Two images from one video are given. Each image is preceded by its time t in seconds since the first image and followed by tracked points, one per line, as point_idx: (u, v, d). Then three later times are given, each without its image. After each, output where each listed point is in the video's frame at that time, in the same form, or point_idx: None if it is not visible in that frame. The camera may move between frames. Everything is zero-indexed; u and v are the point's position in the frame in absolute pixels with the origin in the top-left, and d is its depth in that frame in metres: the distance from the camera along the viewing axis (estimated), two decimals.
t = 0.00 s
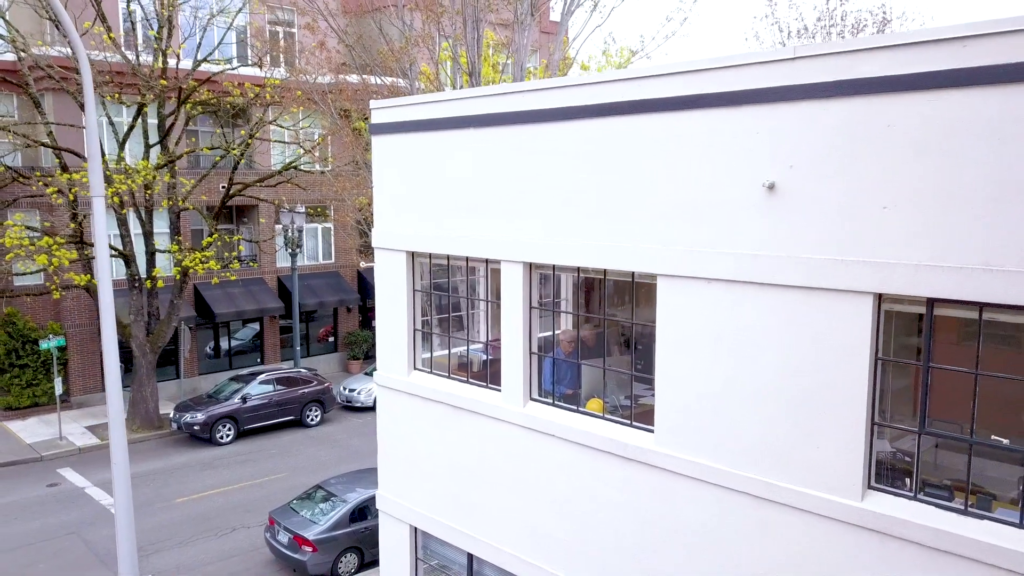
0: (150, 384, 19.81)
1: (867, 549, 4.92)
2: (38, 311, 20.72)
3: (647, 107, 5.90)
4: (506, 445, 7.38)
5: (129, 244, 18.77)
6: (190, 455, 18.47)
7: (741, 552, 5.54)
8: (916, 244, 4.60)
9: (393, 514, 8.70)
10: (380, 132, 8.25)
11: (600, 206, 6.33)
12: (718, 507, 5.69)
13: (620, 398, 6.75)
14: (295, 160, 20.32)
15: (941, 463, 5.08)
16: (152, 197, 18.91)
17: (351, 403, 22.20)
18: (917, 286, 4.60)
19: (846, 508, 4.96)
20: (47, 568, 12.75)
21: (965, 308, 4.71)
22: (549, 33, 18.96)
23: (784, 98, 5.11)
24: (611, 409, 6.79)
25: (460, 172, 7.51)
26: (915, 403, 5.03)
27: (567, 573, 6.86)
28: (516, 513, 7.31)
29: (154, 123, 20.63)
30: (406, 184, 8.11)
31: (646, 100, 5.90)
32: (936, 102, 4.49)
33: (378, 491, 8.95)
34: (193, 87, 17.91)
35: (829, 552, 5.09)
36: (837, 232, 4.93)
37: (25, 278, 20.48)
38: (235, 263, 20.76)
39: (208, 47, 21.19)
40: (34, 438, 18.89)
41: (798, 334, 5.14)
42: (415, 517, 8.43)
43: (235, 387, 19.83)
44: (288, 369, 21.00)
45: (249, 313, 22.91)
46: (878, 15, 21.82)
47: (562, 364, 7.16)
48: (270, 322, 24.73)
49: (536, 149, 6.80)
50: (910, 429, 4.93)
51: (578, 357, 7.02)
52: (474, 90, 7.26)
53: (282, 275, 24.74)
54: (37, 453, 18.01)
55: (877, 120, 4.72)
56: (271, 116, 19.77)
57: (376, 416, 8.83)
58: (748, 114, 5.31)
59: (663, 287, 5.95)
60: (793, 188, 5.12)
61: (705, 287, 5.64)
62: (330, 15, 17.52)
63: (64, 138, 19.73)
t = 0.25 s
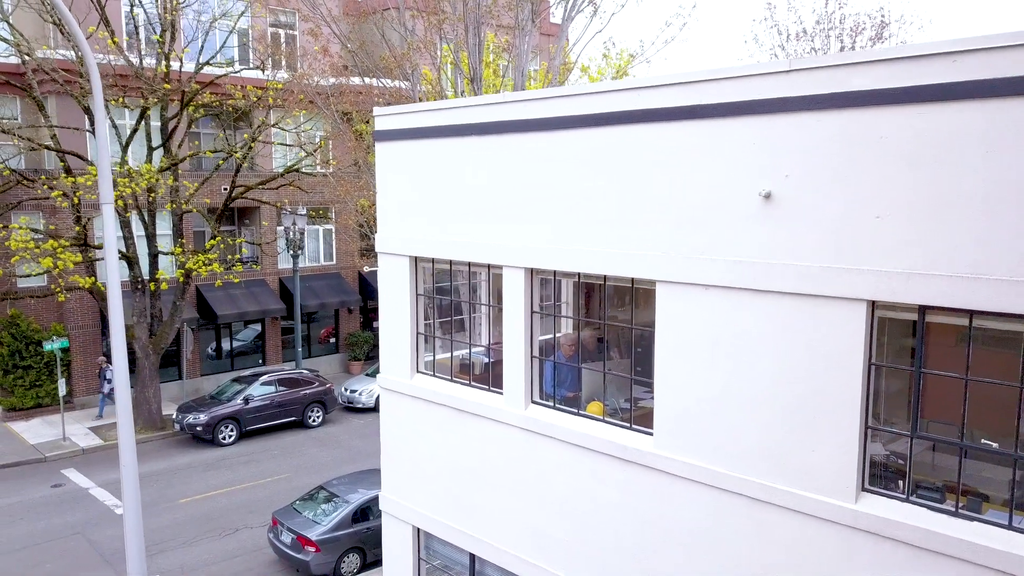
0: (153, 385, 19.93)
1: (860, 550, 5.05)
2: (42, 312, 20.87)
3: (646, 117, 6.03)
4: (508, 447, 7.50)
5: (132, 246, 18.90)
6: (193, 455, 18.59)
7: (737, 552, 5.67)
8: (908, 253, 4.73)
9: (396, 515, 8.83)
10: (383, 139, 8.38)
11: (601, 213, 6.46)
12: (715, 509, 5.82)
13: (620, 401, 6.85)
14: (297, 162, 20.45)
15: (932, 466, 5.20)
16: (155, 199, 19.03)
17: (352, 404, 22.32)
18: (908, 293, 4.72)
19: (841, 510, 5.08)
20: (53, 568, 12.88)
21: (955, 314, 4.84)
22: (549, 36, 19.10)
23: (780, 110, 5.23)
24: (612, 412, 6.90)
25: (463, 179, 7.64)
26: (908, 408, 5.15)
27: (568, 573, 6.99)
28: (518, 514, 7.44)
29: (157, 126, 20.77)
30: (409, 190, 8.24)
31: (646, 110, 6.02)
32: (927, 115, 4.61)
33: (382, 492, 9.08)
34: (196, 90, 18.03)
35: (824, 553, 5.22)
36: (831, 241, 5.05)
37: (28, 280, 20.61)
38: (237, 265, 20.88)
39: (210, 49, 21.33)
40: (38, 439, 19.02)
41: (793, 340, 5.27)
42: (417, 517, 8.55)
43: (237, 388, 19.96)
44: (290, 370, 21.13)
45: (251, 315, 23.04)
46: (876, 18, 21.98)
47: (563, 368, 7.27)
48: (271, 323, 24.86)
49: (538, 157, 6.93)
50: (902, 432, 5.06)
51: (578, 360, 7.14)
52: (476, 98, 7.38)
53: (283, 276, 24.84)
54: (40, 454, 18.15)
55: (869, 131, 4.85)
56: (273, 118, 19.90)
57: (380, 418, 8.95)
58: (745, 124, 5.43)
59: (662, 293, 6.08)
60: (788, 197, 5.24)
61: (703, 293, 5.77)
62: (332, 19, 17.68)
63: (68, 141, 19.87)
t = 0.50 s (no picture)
0: (156, 386, 20.04)
1: (855, 551, 5.17)
2: (46, 314, 21.01)
3: (647, 127, 6.16)
4: (509, 450, 7.63)
5: (135, 248, 19.00)
6: (196, 456, 18.72)
7: (735, 554, 5.79)
8: (901, 261, 4.85)
9: (399, 516, 8.95)
10: (387, 146, 8.50)
11: (602, 220, 6.59)
12: (714, 511, 5.95)
13: (621, 403, 6.97)
14: (299, 165, 20.56)
15: (923, 469, 5.33)
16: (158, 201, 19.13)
17: (353, 405, 22.44)
18: (902, 301, 4.84)
19: (835, 512, 5.21)
20: (59, 568, 13.01)
21: (947, 321, 4.96)
22: (550, 39, 19.24)
23: (777, 121, 5.36)
24: (612, 415, 7.04)
25: (465, 186, 7.76)
26: (900, 412, 5.28)
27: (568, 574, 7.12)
28: (519, 515, 7.57)
29: (160, 128, 20.89)
30: (412, 195, 8.36)
31: (646, 120, 6.16)
32: (919, 128, 4.74)
33: (385, 493, 9.20)
34: (199, 93, 18.13)
35: (819, 554, 5.34)
36: (827, 250, 5.18)
37: (32, 281, 20.73)
38: (239, 267, 20.99)
39: (212, 52, 21.41)
40: (42, 440, 19.15)
41: (790, 345, 5.40)
42: (420, 518, 8.68)
43: (240, 389, 20.09)
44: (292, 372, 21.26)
45: (253, 316, 23.16)
46: (874, 22, 22.15)
47: (564, 371, 7.40)
48: (273, 324, 24.98)
49: (540, 165, 7.06)
50: (895, 436, 5.18)
51: (579, 363, 7.27)
52: (479, 106, 7.51)
53: (285, 278, 24.96)
54: (44, 454, 18.27)
55: (864, 143, 4.97)
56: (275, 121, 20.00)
57: (383, 420, 9.07)
58: (743, 135, 5.56)
59: (661, 299, 6.21)
60: (785, 206, 5.37)
61: (702, 300, 5.91)
62: (335, 23, 17.82)
63: (71, 144, 19.99)
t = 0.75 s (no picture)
0: (159, 387, 20.17)
1: (850, 552, 5.30)
2: (49, 315, 21.14)
3: (647, 136, 6.29)
4: (512, 452, 7.76)
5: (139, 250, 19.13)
6: (199, 457, 18.84)
7: (735, 554, 5.92)
8: (895, 269, 4.98)
9: (403, 517, 9.08)
10: (391, 152, 8.63)
11: (603, 226, 6.72)
12: (713, 512, 6.07)
13: (621, 406, 7.13)
14: (301, 167, 20.70)
15: (917, 471, 5.46)
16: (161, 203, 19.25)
17: (355, 406, 22.57)
18: (896, 308, 4.97)
19: (831, 513, 5.33)
20: (64, 568, 13.14)
21: (939, 328, 5.09)
22: (551, 42, 19.39)
23: (775, 131, 5.48)
24: (612, 417, 7.18)
25: (469, 192, 7.89)
26: (894, 415, 5.41)
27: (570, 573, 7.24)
28: (522, 516, 7.70)
29: (163, 131, 21.03)
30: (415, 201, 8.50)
31: (646, 129, 6.29)
32: (912, 139, 4.87)
33: (389, 494, 9.33)
34: (202, 96, 18.26)
35: (816, 554, 5.47)
36: (823, 257, 5.31)
37: (36, 283, 20.87)
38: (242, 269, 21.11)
39: (215, 55, 21.53)
40: (45, 441, 19.27)
41: (787, 350, 5.52)
42: (424, 519, 8.81)
43: (242, 390, 20.22)
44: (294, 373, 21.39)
45: (255, 317, 23.30)
46: (872, 26, 22.33)
47: (565, 374, 7.55)
48: (275, 326, 25.11)
49: (542, 173, 7.19)
50: (890, 439, 5.31)
51: (580, 366, 7.40)
52: (482, 113, 7.64)
53: (287, 279, 25.10)
54: (48, 455, 18.39)
55: (860, 154, 5.10)
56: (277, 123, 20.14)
57: (387, 422, 9.21)
58: (741, 145, 5.69)
59: (662, 305, 6.34)
60: (782, 214, 5.50)
61: (702, 306, 6.04)
62: (337, 27, 17.98)
63: (75, 147, 20.14)
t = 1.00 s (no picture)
0: (163, 389, 20.30)
1: (847, 553, 5.43)
2: (53, 317, 21.29)
3: (647, 145, 6.43)
4: (514, 454, 7.89)
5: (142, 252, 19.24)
6: (202, 458, 18.97)
7: (734, 555, 6.04)
8: (888, 278, 5.12)
9: (407, 518, 9.21)
10: (395, 159, 8.77)
11: (605, 233, 6.86)
12: (712, 513, 6.21)
13: (622, 409, 7.21)
14: (304, 170, 20.84)
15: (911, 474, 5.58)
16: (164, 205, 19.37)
17: (357, 407, 22.71)
18: (889, 315, 5.10)
19: (828, 515, 5.46)
20: (71, 568, 13.27)
21: (931, 334, 5.22)
22: (552, 46, 19.52)
23: (772, 141, 5.62)
24: (613, 420, 7.29)
25: (472, 199, 8.03)
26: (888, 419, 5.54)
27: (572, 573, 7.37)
28: (524, 518, 7.83)
29: (166, 134, 21.16)
30: (419, 207, 8.64)
31: (647, 138, 6.43)
32: (905, 151, 5.00)
33: (393, 495, 9.46)
34: (205, 99, 18.37)
35: (813, 555, 5.60)
36: (820, 265, 5.44)
37: (40, 285, 21.03)
38: (244, 271, 21.24)
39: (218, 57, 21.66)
40: (50, 442, 19.40)
41: (784, 355, 5.65)
42: (428, 521, 8.94)
43: (245, 392, 20.36)
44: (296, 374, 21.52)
45: (257, 319, 23.43)
46: (871, 29, 22.43)
47: (567, 377, 7.66)
48: (277, 327, 25.24)
49: (545, 180, 7.32)
50: (884, 443, 5.45)
51: (581, 369, 7.52)
52: (485, 121, 7.78)
53: (289, 281, 25.24)
54: (53, 456, 18.53)
55: (854, 164, 5.24)
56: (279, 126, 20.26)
57: (392, 425, 9.34)
58: (739, 155, 5.83)
59: (662, 310, 6.48)
60: (780, 223, 5.64)
61: (701, 312, 6.17)
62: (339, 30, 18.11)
63: (79, 149, 20.27)
